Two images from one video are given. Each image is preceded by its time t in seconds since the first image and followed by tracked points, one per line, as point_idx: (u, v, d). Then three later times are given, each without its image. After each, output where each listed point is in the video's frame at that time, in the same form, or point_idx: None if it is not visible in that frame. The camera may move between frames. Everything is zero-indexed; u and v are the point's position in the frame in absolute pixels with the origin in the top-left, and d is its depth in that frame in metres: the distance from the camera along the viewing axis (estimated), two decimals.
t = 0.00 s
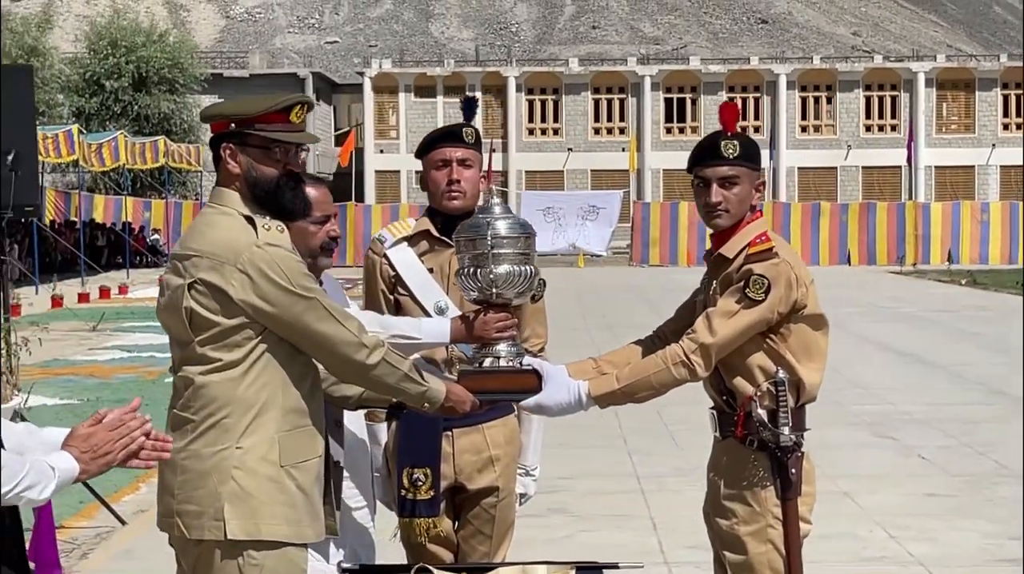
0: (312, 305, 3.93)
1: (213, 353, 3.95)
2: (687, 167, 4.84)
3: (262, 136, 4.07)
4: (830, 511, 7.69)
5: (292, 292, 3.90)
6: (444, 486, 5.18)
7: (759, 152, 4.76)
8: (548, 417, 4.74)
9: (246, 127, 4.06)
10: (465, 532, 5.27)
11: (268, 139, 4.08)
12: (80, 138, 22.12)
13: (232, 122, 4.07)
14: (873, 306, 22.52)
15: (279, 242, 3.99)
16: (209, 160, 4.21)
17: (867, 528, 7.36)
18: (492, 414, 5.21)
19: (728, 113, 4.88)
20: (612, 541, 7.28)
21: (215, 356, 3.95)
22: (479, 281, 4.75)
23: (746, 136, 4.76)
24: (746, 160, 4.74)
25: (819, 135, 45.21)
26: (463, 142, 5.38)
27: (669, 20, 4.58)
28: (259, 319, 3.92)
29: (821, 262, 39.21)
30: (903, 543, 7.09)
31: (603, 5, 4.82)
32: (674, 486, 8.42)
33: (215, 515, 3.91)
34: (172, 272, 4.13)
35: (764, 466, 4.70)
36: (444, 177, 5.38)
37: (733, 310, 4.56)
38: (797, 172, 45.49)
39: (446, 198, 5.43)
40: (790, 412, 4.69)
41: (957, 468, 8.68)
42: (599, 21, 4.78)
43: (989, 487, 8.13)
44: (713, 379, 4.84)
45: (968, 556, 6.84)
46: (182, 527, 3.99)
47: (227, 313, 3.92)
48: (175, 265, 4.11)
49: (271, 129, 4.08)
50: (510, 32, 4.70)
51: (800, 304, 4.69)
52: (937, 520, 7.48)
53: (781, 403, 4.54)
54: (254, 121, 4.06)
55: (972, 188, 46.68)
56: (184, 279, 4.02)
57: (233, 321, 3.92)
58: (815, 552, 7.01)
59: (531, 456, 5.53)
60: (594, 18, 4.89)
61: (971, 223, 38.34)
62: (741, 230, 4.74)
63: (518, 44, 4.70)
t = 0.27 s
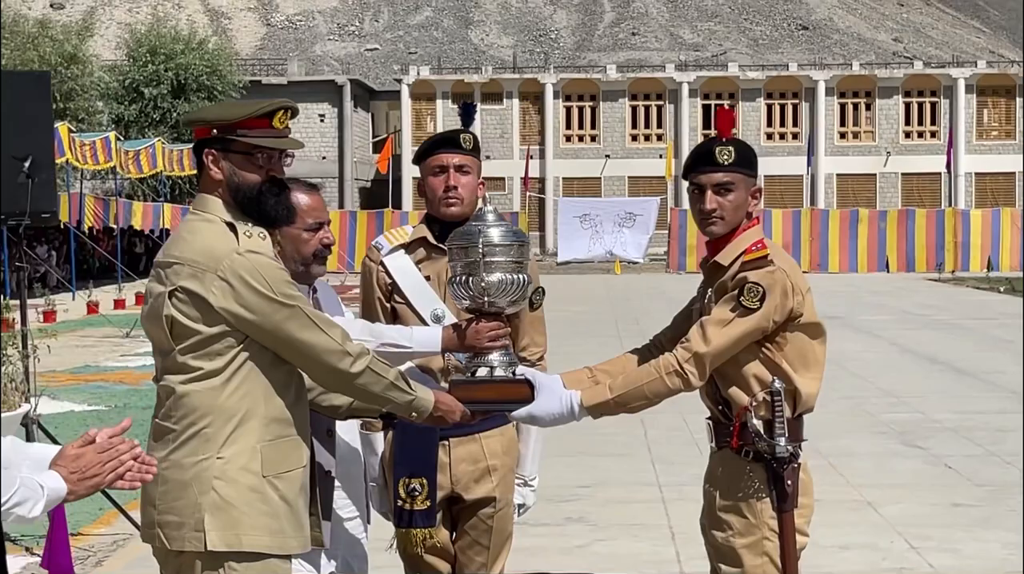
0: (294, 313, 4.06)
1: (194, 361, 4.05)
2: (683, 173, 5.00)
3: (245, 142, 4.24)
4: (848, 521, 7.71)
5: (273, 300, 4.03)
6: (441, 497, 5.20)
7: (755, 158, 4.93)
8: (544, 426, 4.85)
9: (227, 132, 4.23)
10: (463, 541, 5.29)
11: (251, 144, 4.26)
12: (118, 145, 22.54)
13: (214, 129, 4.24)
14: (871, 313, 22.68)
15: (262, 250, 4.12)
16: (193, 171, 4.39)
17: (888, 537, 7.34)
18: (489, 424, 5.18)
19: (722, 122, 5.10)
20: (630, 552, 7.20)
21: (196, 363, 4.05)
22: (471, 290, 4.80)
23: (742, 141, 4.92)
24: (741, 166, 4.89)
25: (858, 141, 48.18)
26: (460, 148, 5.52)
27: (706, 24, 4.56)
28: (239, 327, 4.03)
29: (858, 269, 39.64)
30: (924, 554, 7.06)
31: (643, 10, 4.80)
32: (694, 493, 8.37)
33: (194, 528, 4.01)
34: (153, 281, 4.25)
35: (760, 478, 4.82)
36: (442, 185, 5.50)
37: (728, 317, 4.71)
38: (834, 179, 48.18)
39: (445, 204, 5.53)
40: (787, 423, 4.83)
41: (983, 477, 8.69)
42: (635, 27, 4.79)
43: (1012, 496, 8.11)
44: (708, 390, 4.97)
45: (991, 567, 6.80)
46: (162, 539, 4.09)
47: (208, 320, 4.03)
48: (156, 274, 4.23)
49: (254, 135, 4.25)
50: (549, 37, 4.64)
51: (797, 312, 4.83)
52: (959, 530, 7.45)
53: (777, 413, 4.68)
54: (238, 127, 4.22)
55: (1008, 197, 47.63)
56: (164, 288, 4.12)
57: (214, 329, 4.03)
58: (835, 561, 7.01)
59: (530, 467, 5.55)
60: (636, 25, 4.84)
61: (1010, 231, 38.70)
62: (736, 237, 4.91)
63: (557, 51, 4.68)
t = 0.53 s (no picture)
0: (284, 324, 4.05)
1: (184, 373, 4.06)
2: (685, 183, 4.98)
3: (237, 150, 4.22)
4: (874, 530, 7.72)
5: (264, 311, 4.02)
6: (444, 509, 5.31)
7: (758, 164, 4.91)
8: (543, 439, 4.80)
9: (220, 141, 4.22)
10: (466, 553, 5.39)
11: (244, 153, 4.24)
12: (153, 150, 22.53)
13: (207, 137, 4.23)
14: (885, 319, 22.70)
15: (251, 259, 4.11)
16: (185, 179, 4.36)
17: (914, 548, 7.31)
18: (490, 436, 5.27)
19: (723, 129, 5.06)
20: (652, 562, 7.11)
21: (185, 374, 4.05)
22: (468, 300, 4.81)
23: (745, 149, 4.90)
24: (743, 173, 4.87)
25: (897, 144, 48.29)
26: (464, 156, 5.61)
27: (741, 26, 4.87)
28: (229, 338, 4.03)
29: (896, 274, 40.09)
30: (949, 565, 7.00)
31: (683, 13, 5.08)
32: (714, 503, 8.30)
33: (184, 541, 4.03)
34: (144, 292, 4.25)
35: (762, 492, 4.82)
36: (445, 193, 5.58)
37: (728, 329, 4.66)
38: (873, 183, 48.35)
39: (447, 213, 5.61)
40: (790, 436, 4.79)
41: (1011, 486, 8.66)
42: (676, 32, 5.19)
43: None
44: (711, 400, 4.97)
45: None
46: (152, 552, 4.11)
47: (197, 332, 4.03)
48: (147, 283, 4.23)
49: (246, 143, 4.24)
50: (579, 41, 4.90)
51: (799, 323, 4.79)
52: (985, 540, 7.41)
53: (779, 426, 4.64)
54: (230, 135, 4.22)
55: None
56: (154, 298, 4.13)
57: (203, 341, 4.03)
58: (862, 571, 6.97)
59: (534, 478, 5.63)
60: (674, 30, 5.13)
61: None
62: (739, 245, 4.86)
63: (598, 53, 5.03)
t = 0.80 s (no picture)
0: (279, 331, 4.15)
1: (179, 380, 4.17)
2: (691, 187, 4.94)
3: (232, 155, 4.35)
4: (899, 537, 7.72)
5: (259, 317, 4.12)
6: (450, 517, 5.40)
7: (767, 167, 4.88)
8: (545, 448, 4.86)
9: (215, 146, 4.34)
10: (472, 562, 5.46)
11: (238, 158, 4.36)
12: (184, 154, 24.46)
13: (201, 141, 4.34)
14: (913, 325, 22.62)
15: (246, 266, 4.22)
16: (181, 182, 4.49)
17: (937, 555, 7.29)
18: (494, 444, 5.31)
19: (730, 132, 5.02)
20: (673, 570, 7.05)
21: (180, 382, 4.17)
22: (471, 308, 5.01)
23: (752, 152, 4.88)
24: (751, 177, 4.84)
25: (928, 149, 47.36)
26: (469, 159, 5.60)
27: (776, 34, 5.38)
28: (223, 345, 4.14)
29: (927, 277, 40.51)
30: None
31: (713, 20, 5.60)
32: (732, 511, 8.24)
33: (177, 551, 4.14)
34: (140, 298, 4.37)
35: (769, 501, 4.82)
36: (451, 198, 5.60)
37: (733, 335, 4.68)
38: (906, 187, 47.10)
39: (453, 217, 5.62)
40: (798, 444, 4.78)
41: None
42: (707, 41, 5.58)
43: None
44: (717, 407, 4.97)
45: None
46: (146, 561, 4.23)
47: (192, 339, 4.14)
48: (143, 290, 4.34)
49: (243, 148, 4.36)
50: (621, 46, 5.45)
51: (806, 329, 4.78)
52: (1008, 548, 7.38)
53: (786, 435, 4.65)
54: (226, 140, 4.33)
55: None
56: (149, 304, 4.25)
57: (197, 348, 4.14)
58: None
59: (542, 487, 5.71)
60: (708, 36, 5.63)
61: None
62: (746, 251, 4.84)
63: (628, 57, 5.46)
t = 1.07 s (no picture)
0: (280, 334, 4.17)
1: (178, 384, 4.21)
2: (703, 187, 4.95)
3: (233, 155, 4.45)
4: (924, 541, 7.72)
5: (259, 320, 4.14)
6: (461, 523, 5.40)
7: (779, 166, 4.88)
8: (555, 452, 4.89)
9: (216, 145, 4.45)
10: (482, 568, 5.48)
11: (239, 157, 4.47)
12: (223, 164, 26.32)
13: (201, 141, 4.45)
14: (937, 327, 22.52)
15: (245, 267, 4.25)
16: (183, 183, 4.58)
17: (958, 559, 7.29)
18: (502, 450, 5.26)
19: (743, 131, 5.00)
20: None
21: (180, 386, 4.20)
22: (479, 309, 4.93)
23: (764, 151, 4.88)
24: (763, 176, 4.84)
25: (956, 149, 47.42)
26: (479, 160, 5.62)
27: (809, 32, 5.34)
28: (223, 348, 4.16)
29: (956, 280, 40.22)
30: None
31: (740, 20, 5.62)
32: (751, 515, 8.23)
33: (177, 558, 4.19)
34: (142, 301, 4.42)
35: (784, 508, 4.80)
36: (460, 199, 5.61)
37: (746, 338, 4.67)
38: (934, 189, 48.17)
39: (463, 218, 5.62)
40: (813, 449, 4.77)
41: None
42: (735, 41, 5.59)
43: None
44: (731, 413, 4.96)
45: None
46: (145, 567, 4.29)
47: (191, 342, 4.18)
48: (144, 294, 4.40)
49: (244, 147, 4.47)
50: (646, 48, 5.71)
51: (821, 331, 4.75)
52: None
53: (801, 440, 4.66)
54: (226, 139, 4.43)
55: None
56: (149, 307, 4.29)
57: (196, 351, 4.17)
58: None
59: (554, 492, 5.70)
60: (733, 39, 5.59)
61: None
62: (759, 251, 4.84)
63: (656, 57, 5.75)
